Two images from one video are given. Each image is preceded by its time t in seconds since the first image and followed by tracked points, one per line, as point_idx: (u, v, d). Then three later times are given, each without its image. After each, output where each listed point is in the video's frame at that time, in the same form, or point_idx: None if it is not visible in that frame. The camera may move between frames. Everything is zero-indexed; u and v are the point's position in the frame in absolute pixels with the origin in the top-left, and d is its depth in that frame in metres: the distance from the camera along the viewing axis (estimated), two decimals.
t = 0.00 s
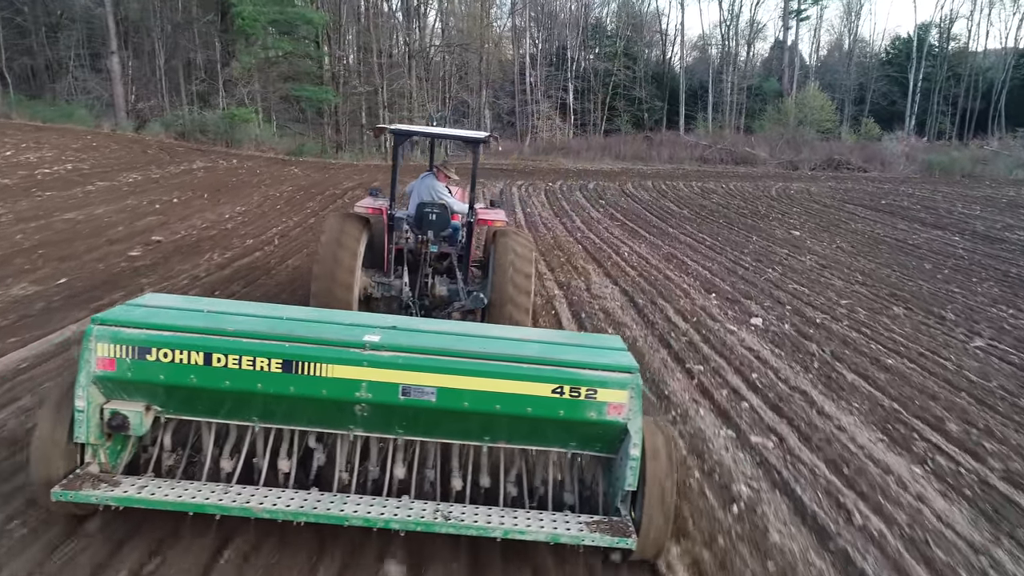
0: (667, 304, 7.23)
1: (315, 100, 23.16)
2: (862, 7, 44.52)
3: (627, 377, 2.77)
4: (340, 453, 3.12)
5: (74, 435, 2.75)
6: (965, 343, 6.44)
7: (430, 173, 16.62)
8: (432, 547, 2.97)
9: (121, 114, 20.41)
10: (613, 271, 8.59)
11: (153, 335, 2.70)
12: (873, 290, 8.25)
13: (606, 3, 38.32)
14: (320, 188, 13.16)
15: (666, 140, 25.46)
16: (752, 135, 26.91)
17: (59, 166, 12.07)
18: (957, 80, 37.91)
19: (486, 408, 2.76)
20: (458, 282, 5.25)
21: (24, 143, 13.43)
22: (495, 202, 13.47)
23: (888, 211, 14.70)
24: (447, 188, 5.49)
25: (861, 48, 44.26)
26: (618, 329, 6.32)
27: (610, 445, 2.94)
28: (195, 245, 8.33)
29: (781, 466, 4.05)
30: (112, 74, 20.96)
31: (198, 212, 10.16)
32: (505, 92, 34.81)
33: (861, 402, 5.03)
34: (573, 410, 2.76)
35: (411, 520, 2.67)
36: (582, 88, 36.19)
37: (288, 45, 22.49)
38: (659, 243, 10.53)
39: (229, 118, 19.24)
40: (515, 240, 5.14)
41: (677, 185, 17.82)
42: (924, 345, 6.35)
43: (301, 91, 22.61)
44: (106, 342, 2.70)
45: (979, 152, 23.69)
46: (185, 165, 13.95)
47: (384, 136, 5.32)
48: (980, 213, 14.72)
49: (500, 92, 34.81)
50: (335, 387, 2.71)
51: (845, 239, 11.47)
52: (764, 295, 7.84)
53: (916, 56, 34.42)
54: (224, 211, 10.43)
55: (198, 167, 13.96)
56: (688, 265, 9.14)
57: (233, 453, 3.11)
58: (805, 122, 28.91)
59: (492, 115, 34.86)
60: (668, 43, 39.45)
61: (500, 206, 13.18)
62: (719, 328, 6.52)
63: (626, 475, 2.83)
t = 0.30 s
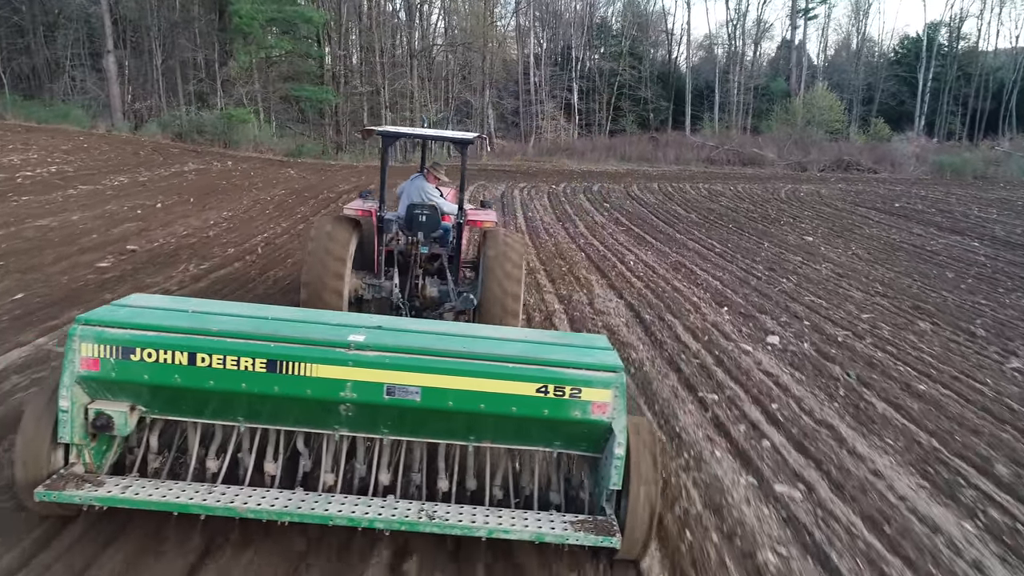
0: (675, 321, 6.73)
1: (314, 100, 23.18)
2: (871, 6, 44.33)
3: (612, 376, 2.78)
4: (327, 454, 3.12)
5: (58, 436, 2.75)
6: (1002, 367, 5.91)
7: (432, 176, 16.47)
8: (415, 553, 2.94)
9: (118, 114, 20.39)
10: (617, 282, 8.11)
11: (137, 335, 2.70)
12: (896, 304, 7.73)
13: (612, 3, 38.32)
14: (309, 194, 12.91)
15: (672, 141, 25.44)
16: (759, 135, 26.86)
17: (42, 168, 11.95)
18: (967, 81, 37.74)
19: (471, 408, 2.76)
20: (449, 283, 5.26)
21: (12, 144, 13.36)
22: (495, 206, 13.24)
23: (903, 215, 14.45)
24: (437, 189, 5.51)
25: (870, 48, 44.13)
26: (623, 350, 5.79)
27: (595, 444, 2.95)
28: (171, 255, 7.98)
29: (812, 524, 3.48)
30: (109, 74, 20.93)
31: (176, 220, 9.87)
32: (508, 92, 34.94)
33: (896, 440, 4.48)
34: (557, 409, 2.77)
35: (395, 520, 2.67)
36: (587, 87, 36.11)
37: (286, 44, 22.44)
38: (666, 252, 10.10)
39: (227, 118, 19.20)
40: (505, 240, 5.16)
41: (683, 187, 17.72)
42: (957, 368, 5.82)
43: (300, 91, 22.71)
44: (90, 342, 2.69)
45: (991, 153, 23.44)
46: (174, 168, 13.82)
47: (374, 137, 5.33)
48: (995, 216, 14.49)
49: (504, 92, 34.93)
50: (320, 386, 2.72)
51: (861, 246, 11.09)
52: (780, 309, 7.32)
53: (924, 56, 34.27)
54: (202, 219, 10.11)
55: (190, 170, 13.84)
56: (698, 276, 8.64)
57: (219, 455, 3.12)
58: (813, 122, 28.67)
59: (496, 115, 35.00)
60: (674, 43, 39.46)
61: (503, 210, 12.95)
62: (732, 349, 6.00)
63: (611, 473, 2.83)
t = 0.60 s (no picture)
0: (688, 338, 6.22)
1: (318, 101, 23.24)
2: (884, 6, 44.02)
3: (598, 369, 2.81)
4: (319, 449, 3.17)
5: (51, 428, 2.78)
6: None
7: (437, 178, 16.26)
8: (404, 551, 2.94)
9: (118, 113, 20.45)
10: (625, 294, 7.59)
11: (130, 330, 2.74)
12: (925, 318, 7.21)
13: (621, 3, 38.34)
14: (306, 200, 12.64)
15: (681, 141, 25.38)
16: (769, 136, 26.74)
17: (29, 171, 11.89)
18: (982, 81, 37.44)
19: (459, 401, 2.80)
20: (444, 283, 5.32)
21: (4, 143, 13.46)
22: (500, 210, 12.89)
23: (924, 218, 14.07)
24: (432, 190, 5.55)
25: (882, 48, 43.80)
26: (631, 373, 5.28)
27: (583, 438, 2.98)
28: (149, 264, 7.57)
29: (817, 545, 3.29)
30: (109, 73, 20.98)
31: (160, 225, 9.54)
32: (514, 92, 35.02)
33: (944, 483, 3.92)
34: (544, 403, 2.80)
35: (384, 512, 2.71)
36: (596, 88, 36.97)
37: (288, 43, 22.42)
38: (677, 259, 9.62)
39: (228, 119, 19.23)
40: (499, 240, 5.20)
41: (693, 189, 17.53)
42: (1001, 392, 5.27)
43: (303, 91, 22.81)
44: (83, 336, 2.73)
45: (1007, 154, 23.16)
46: (168, 170, 13.79)
47: (368, 139, 5.38)
48: (1016, 218, 14.20)
49: (512, 92, 35.03)
50: (311, 380, 2.75)
51: (882, 252, 10.62)
52: (801, 325, 6.77)
53: (937, 56, 34.01)
54: (186, 225, 9.76)
55: (184, 172, 13.77)
56: (713, 288, 8.07)
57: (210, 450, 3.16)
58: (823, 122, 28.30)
59: (503, 115, 35.13)
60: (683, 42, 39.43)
61: (508, 213, 12.66)
62: (752, 372, 5.48)
63: (599, 467, 2.87)
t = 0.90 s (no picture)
0: (706, 357, 5.78)
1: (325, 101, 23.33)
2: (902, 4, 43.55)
3: (589, 366, 2.86)
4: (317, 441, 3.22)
5: (55, 420, 2.85)
6: None
7: (445, 179, 16.07)
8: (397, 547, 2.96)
9: (124, 113, 20.62)
10: (638, 307, 7.11)
11: (131, 324, 2.81)
12: (961, 334, 6.80)
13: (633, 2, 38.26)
14: (306, 203, 12.35)
15: (694, 142, 25.24)
16: (783, 137, 26.58)
17: (21, 172, 11.70)
18: (1001, 80, 37.01)
19: (452, 396, 2.85)
20: (444, 280, 5.40)
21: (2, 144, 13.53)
22: (508, 212, 12.55)
23: (947, 223, 13.71)
24: (432, 187, 5.61)
25: (899, 47, 43.37)
26: (644, 399, 4.85)
27: (575, 433, 3.03)
28: (130, 271, 7.07)
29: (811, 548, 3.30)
30: (114, 72, 21.08)
31: (148, 230, 9.11)
32: (524, 92, 35.03)
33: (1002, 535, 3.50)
34: (536, 399, 2.85)
35: (378, 504, 2.77)
36: (607, 88, 36.49)
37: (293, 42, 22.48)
38: (692, 267, 9.18)
39: (234, 118, 19.32)
40: (498, 236, 5.27)
41: (707, 190, 17.28)
42: None
43: (310, 90, 22.88)
44: (85, 330, 2.80)
45: None
46: (166, 171, 13.77)
47: (369, 137, 5.44)
48: None
49: (522, 92, 35.06)
50: (307, 375, 2.81)
51: (907, 259, 10.30)
52: (830, 343, 6.34)
53: (955, 55, 33.63)
54: (175, 229, 9.32)
55: (182, 174, 13.69)
56: (731, 300, 7.60)
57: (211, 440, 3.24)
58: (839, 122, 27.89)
59: (514, 115, 35.14)
60: (696, 42, 39.31)
61: (516, 216, 12.40)
62: (777, 398, 5.03)
63: (589, 462, 2.92)
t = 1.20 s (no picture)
0: (730, 381, 5.32)
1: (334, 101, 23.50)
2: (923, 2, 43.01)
3: (584, 360, 2.92)
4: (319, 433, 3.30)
5: (65, 409, 2.94)
6: None
7: (456, 180, 15.91)
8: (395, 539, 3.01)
9: (133, 113, 20.83)
10: (654, 322, 6.65)
11: (139, 316, 2.89)
12: (1004, 352, 6.34)
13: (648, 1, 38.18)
14: (309, 205, 12.05)
15: (710, 142, 25.08)
16: (801, 138, 26.36)
17: (18, 172, 11.50)
18: None
19: (450, 389, 2.92)
20: (448, 278, 5.49)
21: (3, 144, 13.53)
22: (518, 216, 12.22)
23: (976, 227, 13.28)
24: (436, 186, 5.69)
25: (920, 46, 42.85)
26: (661, 431, 4.41)
27: (571, 427, 3.10)
28: (113, 280, 6.71)
29: (808, 549, 3.31)
30: (124, 71, 21.27)
31: (139, 233, 8.78)
32: (537, 91, 35.02)
33: None
34: (532, 392, 2.92)
35: (377, 493, 2.84)
36: (622, 87, 36.48)
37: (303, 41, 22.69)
38: (711, 275, 8.72)
39: (243, 118, 19.55)
40: (502, 234, 5.34)
41: (723, 191, 16.99)
42: None
43: (320, 90, 23.11)
44: (96, 322, 2.89)
45: None
46: (169, 172, 13.71)
47: (374, 137, 5.51)
48: None
49: (535, 91, 35.08)
50: (310, 366, 2.89)
51: (936, 266, 9.92)
52: (865, 365, 5.87)
53: (978, 54, 33.14)
54: (168, 233, 8.97)
55: (185, 175, 13.58)
56: (754, 313, 7.15)
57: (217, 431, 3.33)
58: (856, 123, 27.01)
59: (527, 115, 35.14)
60: (712, 41, 39.10)
61: (526, 218, 12.12)
62: (809, 430, 4.59)
63: (584, 454, 2.99)
